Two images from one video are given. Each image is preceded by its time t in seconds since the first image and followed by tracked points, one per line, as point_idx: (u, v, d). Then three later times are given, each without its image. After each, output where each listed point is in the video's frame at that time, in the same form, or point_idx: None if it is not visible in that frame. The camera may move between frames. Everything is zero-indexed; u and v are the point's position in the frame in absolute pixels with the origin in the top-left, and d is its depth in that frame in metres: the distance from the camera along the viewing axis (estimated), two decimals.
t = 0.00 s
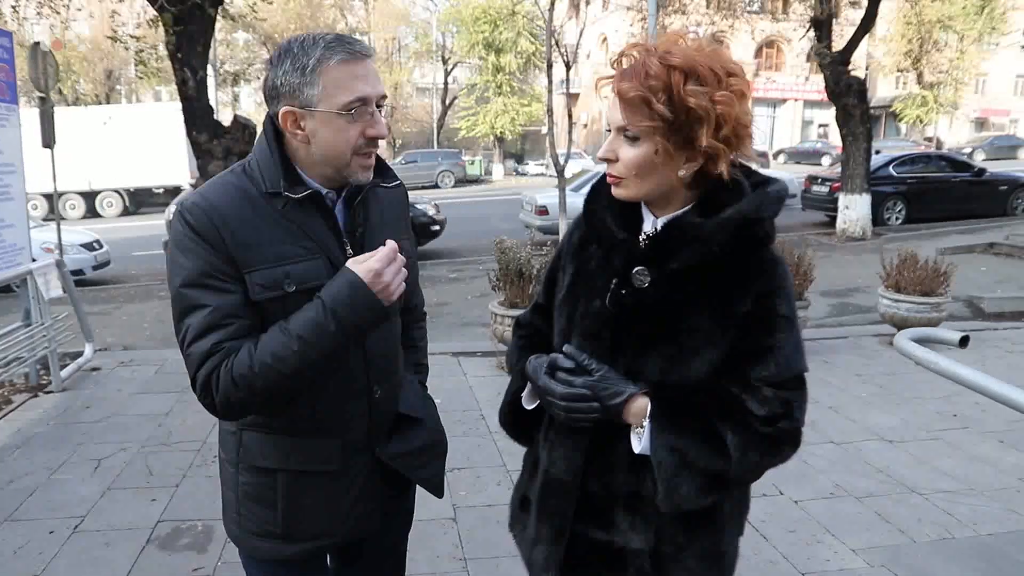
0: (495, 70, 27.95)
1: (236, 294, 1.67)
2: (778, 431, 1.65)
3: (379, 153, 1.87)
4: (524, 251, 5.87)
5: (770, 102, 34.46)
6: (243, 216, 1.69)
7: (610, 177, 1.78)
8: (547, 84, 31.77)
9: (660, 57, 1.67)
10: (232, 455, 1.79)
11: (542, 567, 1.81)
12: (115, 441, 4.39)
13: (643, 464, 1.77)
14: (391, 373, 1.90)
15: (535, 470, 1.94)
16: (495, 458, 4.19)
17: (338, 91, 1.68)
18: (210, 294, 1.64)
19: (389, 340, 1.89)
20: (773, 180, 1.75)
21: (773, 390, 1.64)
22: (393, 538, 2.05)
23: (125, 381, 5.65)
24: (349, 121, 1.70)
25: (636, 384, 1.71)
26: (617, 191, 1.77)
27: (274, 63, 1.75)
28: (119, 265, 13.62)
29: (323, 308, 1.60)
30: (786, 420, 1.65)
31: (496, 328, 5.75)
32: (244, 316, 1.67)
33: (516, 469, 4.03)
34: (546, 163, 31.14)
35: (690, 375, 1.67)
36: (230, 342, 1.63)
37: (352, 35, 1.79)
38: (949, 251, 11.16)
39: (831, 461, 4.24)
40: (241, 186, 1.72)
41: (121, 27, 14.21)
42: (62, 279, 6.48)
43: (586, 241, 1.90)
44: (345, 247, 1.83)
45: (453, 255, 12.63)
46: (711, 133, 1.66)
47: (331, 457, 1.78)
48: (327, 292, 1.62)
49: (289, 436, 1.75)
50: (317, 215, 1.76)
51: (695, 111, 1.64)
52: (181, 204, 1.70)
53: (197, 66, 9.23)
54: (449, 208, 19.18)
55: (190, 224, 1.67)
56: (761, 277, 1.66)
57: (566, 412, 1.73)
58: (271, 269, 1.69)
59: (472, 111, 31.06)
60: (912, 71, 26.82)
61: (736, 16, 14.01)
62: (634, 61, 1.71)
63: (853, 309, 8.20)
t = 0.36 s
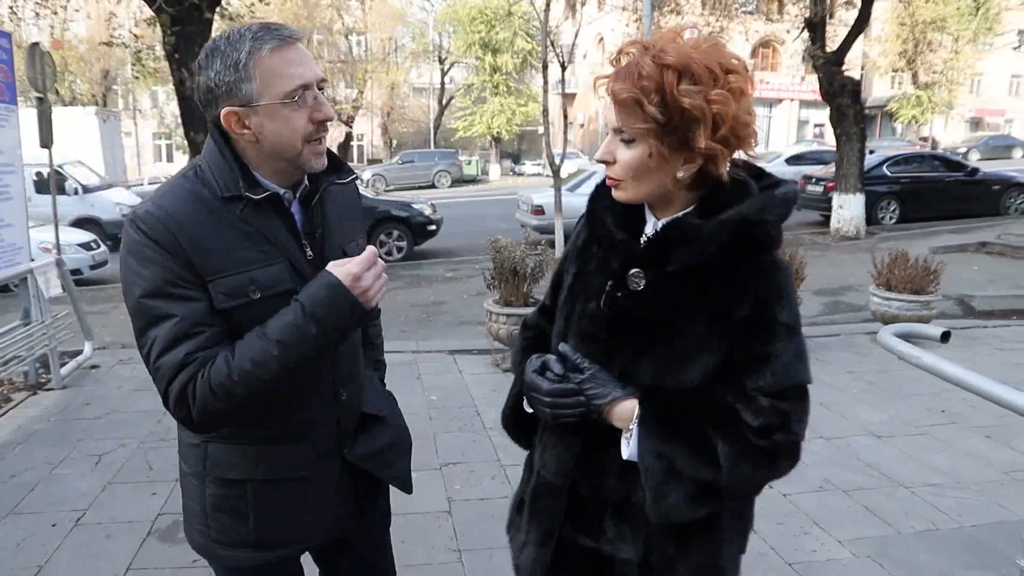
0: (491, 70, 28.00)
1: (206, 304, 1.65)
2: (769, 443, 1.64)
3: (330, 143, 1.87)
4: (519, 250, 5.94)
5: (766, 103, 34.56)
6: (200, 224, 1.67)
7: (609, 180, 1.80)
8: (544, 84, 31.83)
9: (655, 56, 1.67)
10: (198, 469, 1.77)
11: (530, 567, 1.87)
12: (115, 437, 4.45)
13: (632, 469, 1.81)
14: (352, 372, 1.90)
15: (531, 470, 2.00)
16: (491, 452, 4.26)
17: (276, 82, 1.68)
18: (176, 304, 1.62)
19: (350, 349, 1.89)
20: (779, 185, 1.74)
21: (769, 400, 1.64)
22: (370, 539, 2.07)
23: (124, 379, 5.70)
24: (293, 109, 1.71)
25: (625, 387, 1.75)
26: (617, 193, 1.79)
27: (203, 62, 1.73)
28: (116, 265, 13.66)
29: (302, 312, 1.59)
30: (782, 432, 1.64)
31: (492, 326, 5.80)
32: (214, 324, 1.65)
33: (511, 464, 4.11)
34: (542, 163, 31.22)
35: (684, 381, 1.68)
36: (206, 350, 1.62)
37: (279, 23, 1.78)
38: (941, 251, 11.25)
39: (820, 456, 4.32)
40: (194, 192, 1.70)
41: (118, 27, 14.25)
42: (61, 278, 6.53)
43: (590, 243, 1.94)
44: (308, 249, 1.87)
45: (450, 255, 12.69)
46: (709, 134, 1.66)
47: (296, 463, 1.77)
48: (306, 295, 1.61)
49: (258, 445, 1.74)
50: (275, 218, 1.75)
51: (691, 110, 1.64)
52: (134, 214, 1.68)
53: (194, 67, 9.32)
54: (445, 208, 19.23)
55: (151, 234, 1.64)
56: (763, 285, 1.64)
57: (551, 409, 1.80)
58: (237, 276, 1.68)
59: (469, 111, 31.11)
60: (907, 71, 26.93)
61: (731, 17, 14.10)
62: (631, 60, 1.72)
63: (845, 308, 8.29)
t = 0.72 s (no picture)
0: (491, 70, 28.04)
1: (179, 303, 1.65)
2: (770, 445, 1.52)
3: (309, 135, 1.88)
4: (516, 247, 5.99)
5: (766, 102, 34.60)
6: (179, 222, 1.66)
7: (605, 177, 1.69)
8: (543, 83, 31.87)
9: (651, 51, 1.57)
10: (183, 460, 1.77)
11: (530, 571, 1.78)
12: (116, 430, 4.51)
13: (631, 473, 1.71)
14: (338, 369, 1.86)
15: (530, 473, 1.90)
16: (487, 446, 4.32)
17: (256, 76, 1.69)
18: (149, 303, 1.61)
19: (336, 343, 1.86)
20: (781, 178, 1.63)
21: (769, 401, 1.51)
22: (363, 534, 2.01)
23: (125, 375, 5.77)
24: (273, 103, 1.72)
25: (622, 388, 1.65)
26: (613, 191, 1.68)
27: (181, 58, 1.73)
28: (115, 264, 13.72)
29: (268, 320, 1.59)
30: (782, 433, 1.52)
31: (489, 323, 5.83)
32: (185, 325, 1.65)
33: (507, 457, 4.18)
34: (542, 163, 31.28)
35: (683, 383, 1.57)
36: (170, 352, 1.62)
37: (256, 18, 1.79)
38: (938, 250, 11.29)
39: (812, 451, 4.37)
40: (177, 192, 1.69)
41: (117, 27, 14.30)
42: (63, 275, 6.59)
43: (590, 242, 1.82)
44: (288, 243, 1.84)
45: (449, 254, 12.75)
46: (707, 130, 1.55)
47: (277, 457, 1.76)
48: (271, 303, 1.61)
49: (236, 438, 1.73)
50: (256, 215, 1.74)
51: (687, 107, 1.53)
52: (113, 210, 1.66)
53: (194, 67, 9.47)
54: (445, 208, 19.28)
55: (128, 232, 1.64)
56: (767, 284, 1.52)
57: (548, 411, 1.72)
58: (213, 275, 1.67)
59: (468, 111, 31.14)
60: (907, 71, 26.96)
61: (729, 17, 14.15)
62: (628, 55, 1.61)
63: (841, 306, 8.35)
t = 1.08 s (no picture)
0: (492, 70, 28.24)
1: (173, 300, 1.60)
2: (768, 447, 1.43)
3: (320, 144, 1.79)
4: (516, 246, 6.05)
5: (767, 102, 34.64)
6: (179, 219, 1.61)
7: (607, 178, 1.59)
8: (544, 83, 31.93)
9: (652, 55, 1.47)
10: (185, 448, 1.75)
11: (524, 565, 1.72)
12: (122, 426, 4.58)
13: (628, 471, 1.64)
14: (339, 368, 1.81)
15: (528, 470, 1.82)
16: (487, 442, 4.38)
17: (280, 87, 1.62)
18: (141, 297, 1.57)
19: (336, 341, 1.80)
20: (786, 180, 1.52)
21: (766, 403, 1.42)
22: (361, 534, 1.94)
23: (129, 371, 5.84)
24: (293, 115, 1.65)
25: (619, 387, 1.56)
26: (614, 190, 1.58)
27: (205, 55, 1.66)
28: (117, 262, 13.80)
29: (253, 327, 1.55)
30: (778, 436, 1.43)
31: (489, 321, 5.87)
32: (174, 321, 1.60)
33: (507, 452, 4.23)
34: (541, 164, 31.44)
35: (680, 385, 1.48)
36: (162, 345, 1.58)
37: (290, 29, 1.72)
38: (937, 249, 11.34)
39: (808, 447, 4.43)
40: (182, 189, 1.64)
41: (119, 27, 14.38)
42: (68, 272, 6.67)
43: (592, 242, 1.71)
44: (289, 245, 1.74)
45: (450, 253, 12.82)
46: (708, 134, 1.45)
47: (272, 452, 1.72)
48: (259, 312, 1.56)
49: (234, 431, 1.71)
50: (256, 217, 1.67)
51: (687, 110, 1.44)
52: (122, 205, 1.63)
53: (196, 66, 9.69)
54: (445, 207, 19.35)
55: (127, 225, 1.60)
56: (760, 284, 1.43)
57: (547, 410, 1.63)
58: (206, 272, 1.61)
59: (469, 110, 31.20)
60: (907, 71, 26.98)
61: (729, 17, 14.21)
62: (631, 57, 1.51)
63: (840, 305, 8.40)
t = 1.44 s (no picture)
0: (492, 70, 28.01)
1: (210, 288, 1.69)
2: (789, 432, 1.50)
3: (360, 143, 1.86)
4: (520, 245, 6.16)
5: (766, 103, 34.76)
6: (222, 213, 1.71)
7: (625, 177, 1.66)
8: (544, 83, 32.02)
9: (672, 60, 1.55)
10: (219, 428, 1.82)
11: (550, 557, 1.73)
12: (134, 419, 4.68)
13: (652, 462, 1.67)
14: (370, 364, 1.85)
15: (548, 463, 1.84)
16: (492, 435, 4.48)
17: (320, 87, 1.70)
18: (182, 281, 1.68)
19: (364, 332, 1.85)
20: (796, 183, 1.59)
21: (784, 391, 1.49)
22: (384, 524, 1.97)
23: (138, 367, 5.94)
24: (332, 114, 1.72)
25: (644, 378, 1.63)
26: (631, 191, 1.65)
27: (257, 55, 1.76)
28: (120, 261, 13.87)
29: (282, 317, 1.62)
30: (796, 422, 1.50)
31: (493, 318, 5.96)
32: (212, 306, 1.70)
33: (513, 445, 4.33)
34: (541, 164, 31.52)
35: (699, 374, 1.56)
36: (196, 328, 1.67)
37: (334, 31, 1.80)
38: (934, 249, 11.44)
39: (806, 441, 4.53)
40: (226, 182, 1.74)
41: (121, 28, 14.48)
42: (78, 269, 6.77)
43: (606, 240, 1.77)
44: (325, 242, 1.81)
45: (452, 252, 12.93)
46: (725, 135, 1.54)
47: (300, 439, 1.75)
48: (289, 301, 1.63)
49: (264, 416, 1.75)
50: (296, 214, 1.76)
51: (707, 113, 1.52)
52: (170, 197, 1.73)
53: (201, 66, 9.83)
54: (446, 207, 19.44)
55: (175, 217, 1.70)
56: (779, 282, 1.52)
57: (571, 400, 1.67)
58: (244, 261, 1.70)
59: (469, 110, 31.29)
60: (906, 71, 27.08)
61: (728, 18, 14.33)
62: (647, 61, 1.59)
63: (838, 304, 8.49)
